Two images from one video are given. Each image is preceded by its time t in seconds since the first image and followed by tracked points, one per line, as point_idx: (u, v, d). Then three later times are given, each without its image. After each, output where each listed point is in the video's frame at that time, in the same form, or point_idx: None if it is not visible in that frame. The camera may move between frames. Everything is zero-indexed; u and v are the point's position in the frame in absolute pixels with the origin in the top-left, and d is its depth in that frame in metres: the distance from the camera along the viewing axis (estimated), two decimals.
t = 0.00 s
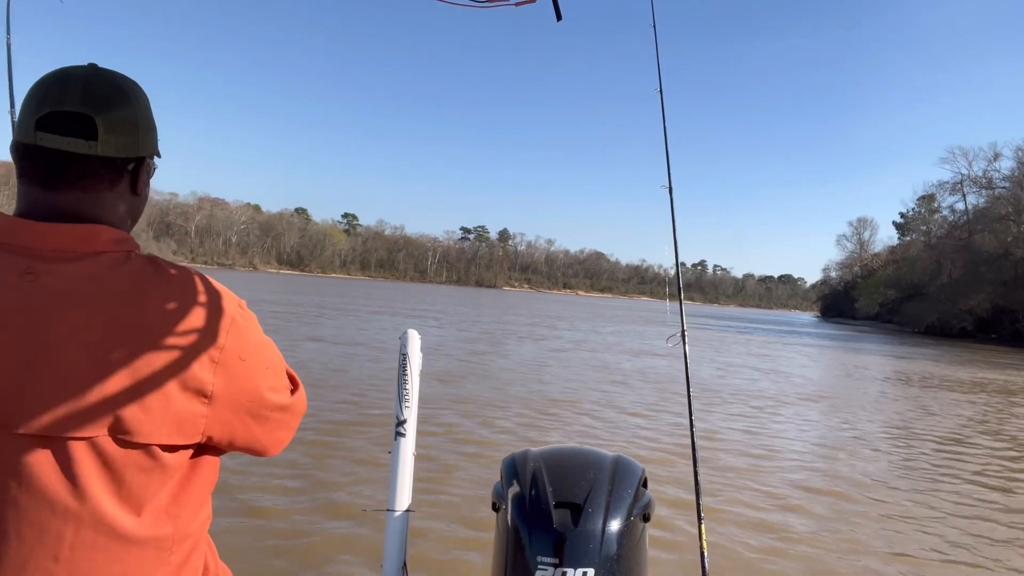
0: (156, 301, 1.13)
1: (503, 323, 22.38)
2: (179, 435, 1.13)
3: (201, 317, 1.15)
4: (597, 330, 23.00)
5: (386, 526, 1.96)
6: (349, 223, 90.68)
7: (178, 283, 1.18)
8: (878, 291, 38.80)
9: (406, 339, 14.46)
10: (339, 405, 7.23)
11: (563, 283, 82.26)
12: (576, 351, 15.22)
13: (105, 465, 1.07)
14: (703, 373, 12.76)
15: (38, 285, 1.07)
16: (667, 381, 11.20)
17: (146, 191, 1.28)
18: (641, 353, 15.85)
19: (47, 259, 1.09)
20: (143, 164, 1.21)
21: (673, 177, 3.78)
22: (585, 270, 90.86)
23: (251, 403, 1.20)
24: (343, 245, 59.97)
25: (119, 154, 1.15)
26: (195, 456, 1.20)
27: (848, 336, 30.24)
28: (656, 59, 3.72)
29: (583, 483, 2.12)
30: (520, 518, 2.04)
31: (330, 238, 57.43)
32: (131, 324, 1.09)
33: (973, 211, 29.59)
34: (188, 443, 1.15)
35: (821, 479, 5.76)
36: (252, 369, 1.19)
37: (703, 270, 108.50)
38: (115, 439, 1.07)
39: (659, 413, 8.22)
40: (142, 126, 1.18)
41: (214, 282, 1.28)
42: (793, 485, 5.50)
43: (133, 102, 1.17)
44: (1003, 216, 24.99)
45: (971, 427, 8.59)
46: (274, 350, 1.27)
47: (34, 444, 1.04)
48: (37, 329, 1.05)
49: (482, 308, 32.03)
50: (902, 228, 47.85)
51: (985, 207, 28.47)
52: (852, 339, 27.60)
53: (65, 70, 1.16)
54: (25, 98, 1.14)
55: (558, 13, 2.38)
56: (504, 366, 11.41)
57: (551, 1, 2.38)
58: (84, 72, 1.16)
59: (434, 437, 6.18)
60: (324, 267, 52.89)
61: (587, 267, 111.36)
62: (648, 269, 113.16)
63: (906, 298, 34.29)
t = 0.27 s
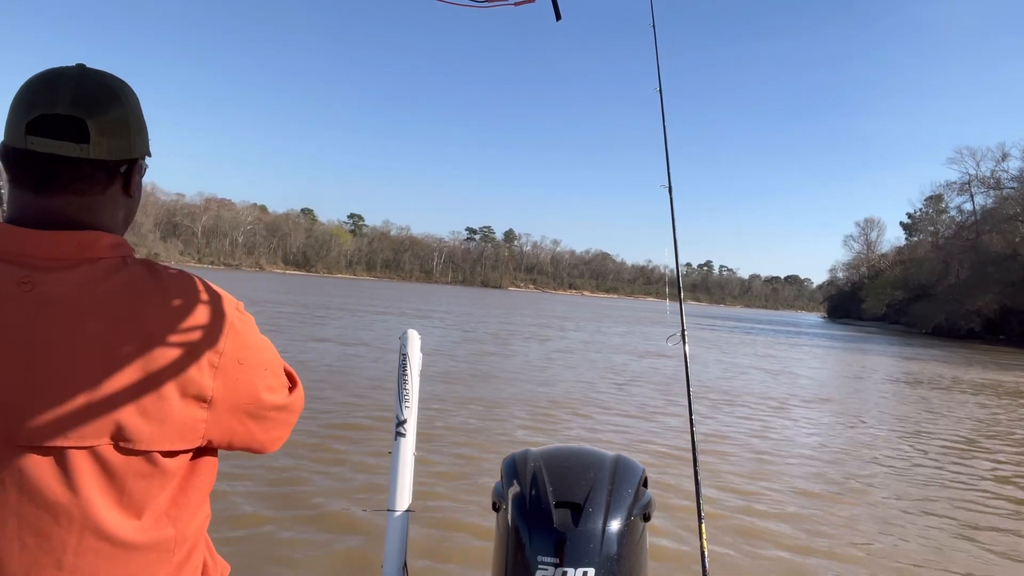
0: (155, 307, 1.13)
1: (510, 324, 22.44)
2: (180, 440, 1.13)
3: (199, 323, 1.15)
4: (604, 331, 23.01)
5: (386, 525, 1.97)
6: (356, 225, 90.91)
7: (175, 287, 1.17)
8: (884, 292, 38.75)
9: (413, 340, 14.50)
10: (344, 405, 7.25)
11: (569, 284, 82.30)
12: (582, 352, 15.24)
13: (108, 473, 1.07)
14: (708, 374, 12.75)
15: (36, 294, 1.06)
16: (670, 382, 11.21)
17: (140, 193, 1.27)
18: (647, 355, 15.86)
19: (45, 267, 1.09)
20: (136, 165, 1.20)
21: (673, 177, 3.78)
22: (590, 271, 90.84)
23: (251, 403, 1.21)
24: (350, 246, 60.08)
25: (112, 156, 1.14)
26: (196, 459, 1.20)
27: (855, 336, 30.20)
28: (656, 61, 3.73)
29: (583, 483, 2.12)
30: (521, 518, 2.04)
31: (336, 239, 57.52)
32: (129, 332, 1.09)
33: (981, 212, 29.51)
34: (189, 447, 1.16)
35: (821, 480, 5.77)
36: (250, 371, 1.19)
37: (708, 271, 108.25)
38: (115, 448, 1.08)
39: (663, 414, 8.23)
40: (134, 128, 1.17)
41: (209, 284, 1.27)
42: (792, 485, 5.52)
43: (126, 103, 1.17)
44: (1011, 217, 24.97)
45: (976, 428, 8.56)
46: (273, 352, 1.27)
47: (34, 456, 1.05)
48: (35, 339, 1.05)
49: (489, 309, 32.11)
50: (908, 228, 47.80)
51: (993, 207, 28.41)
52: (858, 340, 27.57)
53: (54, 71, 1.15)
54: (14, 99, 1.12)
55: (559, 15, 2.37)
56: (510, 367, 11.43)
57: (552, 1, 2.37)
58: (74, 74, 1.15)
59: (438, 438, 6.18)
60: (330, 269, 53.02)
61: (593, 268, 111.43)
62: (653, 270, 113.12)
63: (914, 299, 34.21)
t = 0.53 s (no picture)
0: (156, 312, 1.13)
1: (517, 325, 22.47)
2: (181, 444, 1.14)
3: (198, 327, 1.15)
4: (610, 332, 23.02)
5: (386, 525, 1.97)
6: (361, 225, 91.09)
7: (175, 290, 1.17)
8: (891, 292, 38.65)
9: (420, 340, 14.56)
10: (348, 405, 7.28)
11: (575, 284, 82.28)
12: (587, 352, 15.26)
13: (110, 479, 1.07)
14: (713, 374, 12.75)
15: (36, 301, 1.06)
16: (674, 382, 11.22)
17: (138, 195, 1.27)
18: (652, 355, 15.86)
19: (45, 273, 1.09)
20: (134, 166, 1.20)
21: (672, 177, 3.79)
22: (595, 271, 90.77)
23: (251, 405, 1.21)
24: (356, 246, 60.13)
25: (109, 159, 1.14)
26: (196, 462, 1.20)
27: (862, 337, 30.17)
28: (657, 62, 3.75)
29: (583, 483, 2.12)
30: (521, 517, 2.04)
31: (343, 239, 57.69)
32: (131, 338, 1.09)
33: (989, 212, 29.38)
34: (190, 452, 1.16)
35: (820, 480, 5.78)
36: (250, 373, 1.19)
37: (714, 271, 107.99)
38: (116, 453, 1.08)
39: (666, 414, 8.25)
40: (132, 129, 1.17)
41: (208, 286, 1.26)
42: (791, 484, 5.54)
43: (123, 105, 1.16)
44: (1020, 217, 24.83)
45: (980, 430, 8.53)
46: (272, 354, 1.27)
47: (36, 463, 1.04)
48: (36, 345, 1.05)
49: (497, 309, 32.17)
50: (915, 228, 47.63)
51: (1001, 208, 28.28)
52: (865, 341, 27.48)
53: (50, 73, 1.14)
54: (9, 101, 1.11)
55: (558, 15, 2.36)
56: (515, 367, 11.46)
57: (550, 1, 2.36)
58: (72, 75, 1.14)
59: (441, 438, 6.20)
60: (336, 269, 53.08)
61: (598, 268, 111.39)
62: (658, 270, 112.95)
63: (922, 299, 34.11)
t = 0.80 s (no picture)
0: (158, 311, 1.12)
1: (523, 325, 22.51)
2: (184, 441, 1.14)
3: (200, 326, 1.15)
4: (617, 333, 23.03)
5: (386, 526, 1.96)
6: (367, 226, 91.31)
7: (175, 289, 1.17)
8: (898, 293, 38.57)
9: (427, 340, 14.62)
10: (353, 405, 7.29)
11: (580, 285, 82.27)
12: (593, 352, 15.28)
13: (114, 478, 1.07)
14: (717, 375, 12.75)
15: (39, 304, 1.06)
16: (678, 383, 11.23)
17: (136, 195, 1.27)
18: (658, 356, 15.87)
19: (45, 275, 1.08)
20: (131, 167, 1.20)
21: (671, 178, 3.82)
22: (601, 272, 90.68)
23: (251, 401, 1.22)
24: (362, 246, 60.23)
25: (107, 159, 1.14)
26: (196, 459, 1.21)
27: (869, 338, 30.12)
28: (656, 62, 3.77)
29: (583, 483, 2.12)
30: (521, 517, 2.04)
31: (349, 239, 57.82)
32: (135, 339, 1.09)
33: (997, 212, 29.27)
34: (192, 449, 1.16)
35: (820, 480, 5.78)
36: (250, 369, 1.20)
37: (719, 271, 107.79)
38: (122, 453, 1.08)
39: (669, 414, 8.26)
40: (129, 130, 1.17)
41: (207, 284, 1.27)
42: (791, 484, 5.55)
43: (120, 107, 1.16)
44: None
45: (985, 432, 8.49)
46: (271, 350, 1.27)
47: (41, 466, 1.04)
48: (38, 346, 1.04)
49: (504, 310, 32.23)
50: (922, 229, 47.49)
51: (1009, 208, 28.16)
52: (872, 341, 27.41)
53: (47, 74, 1.14)
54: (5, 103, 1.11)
55: (558, 14, 2.35)
56: (520, 367, 11.47)
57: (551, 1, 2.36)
58: (67, 77, 1.14)
59: (445, 438, 6.20)
60: (342, 269, 53.16)
61: (604, 269, 111.38)
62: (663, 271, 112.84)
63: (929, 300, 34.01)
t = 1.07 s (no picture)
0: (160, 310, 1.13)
1: (529, 326, 22.50)
2: (188, 437, 1.15)
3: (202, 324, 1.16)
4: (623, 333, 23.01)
5: (386, 526, 1.96)
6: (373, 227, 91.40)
7: (175, 287, 1.17)
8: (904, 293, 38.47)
9: (433, 341, 14.65)
10: (356, 405, 7.30)
11: (585, 285, 82.15)
12: (599, 353, 15.27)
13: (119, 476, 1.07)
14: (722, 376, 12.74)
15: (43, 306, 1.05)
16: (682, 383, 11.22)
17: (132, 195, 1.27)
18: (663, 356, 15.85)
19: (47, 278, 1.08)
20: (127, 168, 1.20)
21: (672, 177, 3.82)
22: (606, 272, 90.57)
23: (253, 394, 1.23)
24: (367, 246, 60.24)
25: (104, 160, 1.14)
26: (199, 455, 1.21)
27: (876, 338, 30.03)
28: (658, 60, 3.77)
29: (583, 483, 2.12)
30: (521, 518, 2.04)
31: (354, 240, 57.90)
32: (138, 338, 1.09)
33: (1005, 213, 29.12)
34: (196, 444, 1.17)
35: (821, 481, 5.79)
36: (251, 364, 1.21)
37: (725, 271, 107.53)
38: (129, 450, 1.08)
39: (672, 415, 8.27)
40: (125, 130, 1.17)
41: (206, 282, 1.27)
42: (791, 485, 5.56)
43: (116, 108, 1.16)
44: None
45: (990, 433, 8.45)
46: (270, 345, 1.29)
47: (48, 466, 1.03)
48: (43, 348, 1.04)
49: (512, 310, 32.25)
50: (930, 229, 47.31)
51: (1017, 208, 28.02)
52: (880, 342, 27.31)
53: (41, 75, 1.14)
54: None
55: (559, 13, 2.33)
56: (525, 368, 11.47)
57: None
58: (62, 78, 1.14)
59: (449, 438, 6.20)
60: (348, 269, 53.18)
61: (609, 269, 111.30)
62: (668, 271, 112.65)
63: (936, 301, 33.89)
